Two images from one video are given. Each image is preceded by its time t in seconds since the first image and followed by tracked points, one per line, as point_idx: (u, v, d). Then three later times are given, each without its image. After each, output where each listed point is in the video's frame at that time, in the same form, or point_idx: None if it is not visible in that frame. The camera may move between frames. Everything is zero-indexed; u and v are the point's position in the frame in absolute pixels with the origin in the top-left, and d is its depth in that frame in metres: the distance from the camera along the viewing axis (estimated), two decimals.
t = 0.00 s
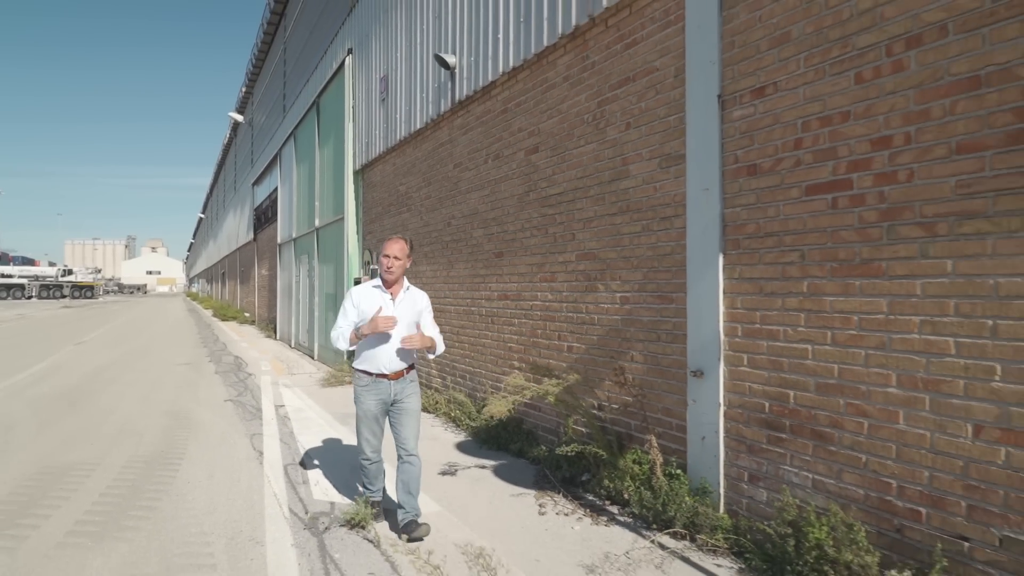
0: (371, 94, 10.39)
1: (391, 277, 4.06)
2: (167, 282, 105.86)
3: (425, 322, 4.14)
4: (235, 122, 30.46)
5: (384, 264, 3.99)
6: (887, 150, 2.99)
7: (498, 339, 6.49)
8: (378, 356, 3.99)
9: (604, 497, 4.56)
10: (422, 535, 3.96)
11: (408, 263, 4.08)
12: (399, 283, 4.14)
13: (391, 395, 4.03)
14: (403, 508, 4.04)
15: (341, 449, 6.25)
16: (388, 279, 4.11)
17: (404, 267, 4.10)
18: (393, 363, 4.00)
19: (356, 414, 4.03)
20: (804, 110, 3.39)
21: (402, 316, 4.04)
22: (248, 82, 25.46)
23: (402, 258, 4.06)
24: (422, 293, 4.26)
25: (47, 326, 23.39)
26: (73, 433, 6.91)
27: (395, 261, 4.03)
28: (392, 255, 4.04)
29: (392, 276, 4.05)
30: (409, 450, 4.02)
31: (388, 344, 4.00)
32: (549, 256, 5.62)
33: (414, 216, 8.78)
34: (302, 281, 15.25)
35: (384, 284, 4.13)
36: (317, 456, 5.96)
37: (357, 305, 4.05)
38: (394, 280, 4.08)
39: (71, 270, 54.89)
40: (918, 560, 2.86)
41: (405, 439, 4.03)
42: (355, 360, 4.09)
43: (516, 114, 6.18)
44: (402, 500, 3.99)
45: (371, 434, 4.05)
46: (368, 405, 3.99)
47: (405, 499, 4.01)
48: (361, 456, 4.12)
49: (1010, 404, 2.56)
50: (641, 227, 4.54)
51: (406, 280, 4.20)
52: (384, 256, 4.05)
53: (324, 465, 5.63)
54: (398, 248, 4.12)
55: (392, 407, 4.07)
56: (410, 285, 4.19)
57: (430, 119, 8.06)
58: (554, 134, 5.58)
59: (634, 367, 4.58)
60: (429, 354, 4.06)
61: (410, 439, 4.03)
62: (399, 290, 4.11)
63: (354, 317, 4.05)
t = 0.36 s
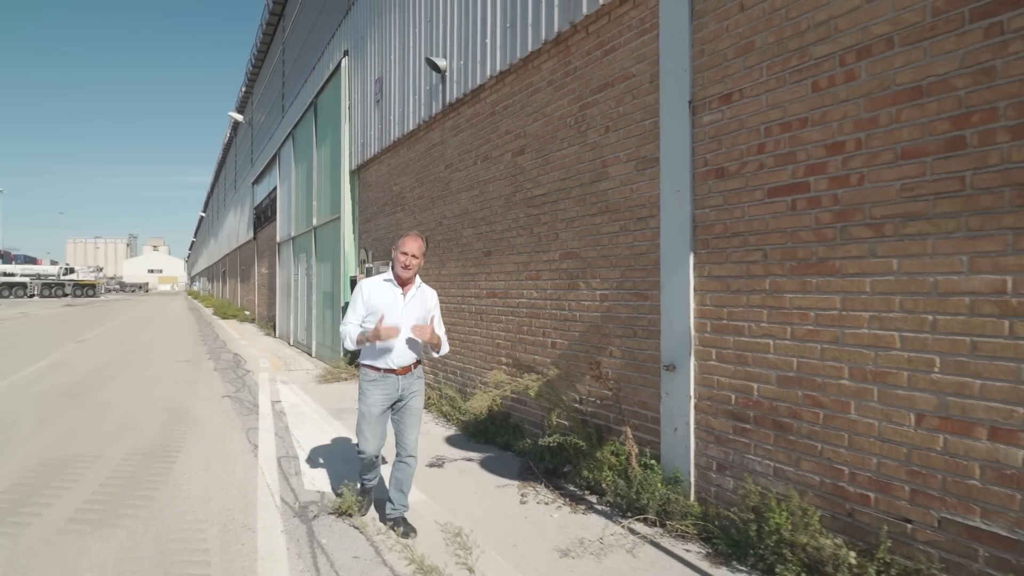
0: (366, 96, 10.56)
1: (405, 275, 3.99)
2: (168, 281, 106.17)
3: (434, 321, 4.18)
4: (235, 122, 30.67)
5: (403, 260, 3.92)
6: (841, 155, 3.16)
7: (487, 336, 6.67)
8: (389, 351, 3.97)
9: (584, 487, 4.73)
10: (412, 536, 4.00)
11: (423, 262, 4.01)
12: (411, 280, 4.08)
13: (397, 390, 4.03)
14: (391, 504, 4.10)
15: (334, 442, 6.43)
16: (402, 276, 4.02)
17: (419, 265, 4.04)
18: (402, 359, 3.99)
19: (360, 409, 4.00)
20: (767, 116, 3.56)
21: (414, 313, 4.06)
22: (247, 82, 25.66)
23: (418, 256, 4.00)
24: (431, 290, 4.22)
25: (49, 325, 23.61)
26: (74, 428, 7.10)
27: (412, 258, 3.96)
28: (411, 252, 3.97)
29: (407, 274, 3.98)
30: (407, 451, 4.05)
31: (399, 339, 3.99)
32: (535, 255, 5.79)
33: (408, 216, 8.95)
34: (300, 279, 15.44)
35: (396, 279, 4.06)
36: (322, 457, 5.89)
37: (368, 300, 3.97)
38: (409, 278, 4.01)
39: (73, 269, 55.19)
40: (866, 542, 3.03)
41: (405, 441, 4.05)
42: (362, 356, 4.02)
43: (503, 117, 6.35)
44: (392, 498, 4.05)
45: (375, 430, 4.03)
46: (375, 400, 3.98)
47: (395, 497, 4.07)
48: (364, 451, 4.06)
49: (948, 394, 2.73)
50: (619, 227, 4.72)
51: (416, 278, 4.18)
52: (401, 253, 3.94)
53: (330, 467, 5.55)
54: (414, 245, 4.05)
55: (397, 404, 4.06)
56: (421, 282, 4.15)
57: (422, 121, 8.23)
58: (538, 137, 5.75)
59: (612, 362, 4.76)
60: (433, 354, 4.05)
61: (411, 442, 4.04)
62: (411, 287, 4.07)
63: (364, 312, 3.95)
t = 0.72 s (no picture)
0: (361, 100, 10.74)
1: (400, 273, 4.04)
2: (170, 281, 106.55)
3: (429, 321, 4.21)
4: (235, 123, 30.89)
5: (396, 258, 3.96)
6: (796, 164, 3.32)
7: (474, 336, 6.86)
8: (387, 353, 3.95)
9: (563, 482, 4.89)
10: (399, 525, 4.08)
11: (417, 258, 4.06)
12: (406, 279, 4.13)
13: (397, 391, 4.03)
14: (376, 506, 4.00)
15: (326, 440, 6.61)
16: (396, 274, 4.07)
17: (413, 263, 4.10)
18: (401, 360, 3.99)
19: (360, 407, 3.97)
20: (730, 126, 3.72)
21: (410, 313, 4.07)
22: (248, 84, 25.86)
23: (411, 252, 4.06)
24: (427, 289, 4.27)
25: (51, 325, 23.85)
26: (73, 426, 7.27)
27: (405, 256, 4.00)
28: (404, 250, 4.02)
29: (402, 271, 4.04)
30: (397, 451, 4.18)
31: (395, 341, 4.00)
32: (519, 258, 5.96)
33: (401, 218, 9.13)
34: (298, 280, 15.63)
35: (391, 279, 4.09)
36: (318, 455, 6.00)
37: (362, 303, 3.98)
38: (403, 276, 4.06)
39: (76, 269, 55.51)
40: (819, 531, 3.20)
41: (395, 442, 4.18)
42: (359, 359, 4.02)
43: (490, 123, 6.52)
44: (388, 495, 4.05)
45: (378, 428, 3.98)
46: (377, 399, 3.97)
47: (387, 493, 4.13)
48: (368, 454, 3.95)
49: (890, 391, 2.90)
50: (596, 231, 4.89)
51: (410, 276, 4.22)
52: (395, 251, 3.99)
53: (325, 462, 5.73)
54: (406, 242, 4.10)
55: (394, 404, 4.09)
56: (416, 281, 4.19)
57: (414, 126, 8.41)
58: (522, 143, 5.93)
59: (591, 362, 4.93)
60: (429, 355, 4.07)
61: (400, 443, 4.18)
62: (406, 287, 4.09)
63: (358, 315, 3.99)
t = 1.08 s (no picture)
0: (355, 104, 10.92)
1: (391, 278, 4.01)
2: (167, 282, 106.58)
3: (425, 322, 4.17)
4: (232, 124, 31.03)
5: (385, 262, 3.94)
6: (757, 173, 3.52)
7: (463, 336, 7.05)
8: (384, 359, 3.91)
9: (545, 477, 5.07)
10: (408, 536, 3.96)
11: (407, 261, 4.04)
12: (398, 282, 4.10)
13: (397, 398, 3.98)
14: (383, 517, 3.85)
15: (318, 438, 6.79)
16: (388, 278, 4.04)
17: (403, 266, 4.06)
18: (400, 366, 3.95)
19: (362, 416, 3.90)
20: (698, 136, 3.91)
21: (405, 317, 4.02)
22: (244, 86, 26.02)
23: (400, 255, 4.04)
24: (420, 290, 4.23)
25: (50, 325, 24.00)
26: (71, 424, 7.43)
27: (394, 260, 3.99)
28: (392, 254, 4.00)
29: (392, 276, 4.01)
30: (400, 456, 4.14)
31: (393, 347, 3.95)
32: (505, 261, 6.15)
33: (393, 221, 9.32)
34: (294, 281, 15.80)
35: (383, 285, 4.06)
36: (309, 452, 6.16)
37: (354, 311, 3.94)
38: (393, 280, 4.03)
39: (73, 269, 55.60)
40: (777, 520, 3.39)
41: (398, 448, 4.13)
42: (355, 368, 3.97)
43: (477, 129, 6.71)
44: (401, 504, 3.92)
45: (382, 437, 3.90)
46: (379, 406, 3.90)
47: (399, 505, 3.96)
48: (374, 464, 3.86)
49: (840, 387, 3.09)
50: (576, 235, 5.08)
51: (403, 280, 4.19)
52: (383, 256, 3.98)
53: (314, 460, 5.88)
54: (395, 246, 4.07)
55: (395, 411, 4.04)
56: (408, 284, 4.16)
57: (405, 131, 8.60)
58: (508, 149, 6.11)
59: (571, 361, 5.12)
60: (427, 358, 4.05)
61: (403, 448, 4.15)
62: (399, 291, 4.06)
63: (351, 324, 3.96)
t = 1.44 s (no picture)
0: (353, 108, 11.12)
1: (389, 274, 4.08)
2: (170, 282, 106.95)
3: (424, 319, 4.22)
4: (234, 126, 31.28)
5: (384, 258, 4.02)
6: (727, 181, 3.71)
7: (457, 336, 7.25)
8: (384, 357, 3.98)
9: (533, 471, 5.26)
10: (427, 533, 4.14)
11: (407, 257, 4.12)
12: (397, 280, 4.16)
13: (397, 397, 4.05)
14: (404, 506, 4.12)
15: (316, 435, 7.00)
16: (386, 275, 4.11)
17: (402, 263, 4.13)
18: (400, 364, 4.02)
19: (361, 417, 4.01)
20: (674, 145, 4.11)
21: (404, 315, 4.07)
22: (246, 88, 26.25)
23: (400, 251, 4.11)
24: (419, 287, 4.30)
25: (53, 325, 24.23)
26: (76, 421, 7.64)
27: (393, 255, 4.07)
28: (391, 250, 4.07)
29: (391, 272, 4.09)
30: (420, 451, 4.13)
31: (391, 345, 4.01)
32: (496, 263, 6.34)
33: (390, 223, 9.53)
34: (294, 282, 16.00)
35: (382, 282, 4.13)
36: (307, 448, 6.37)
37: (354, 309, 4.01)
38: (392, 277, 4.11)
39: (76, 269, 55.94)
40: (745, 509, 3.58)
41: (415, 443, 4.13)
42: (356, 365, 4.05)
43: (470, 134, 6.91)
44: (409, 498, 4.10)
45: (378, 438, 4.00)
46: (375, 407, 3.98)
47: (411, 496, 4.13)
48: (369, 464, 4.00)
49: (801, 382, 3.28)
50: (563, 238, 5.28)
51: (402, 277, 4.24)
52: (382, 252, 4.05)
53: (311, 455, 6.07)
54: (394, 243, 4.14)
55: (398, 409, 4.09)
56: (407, 281, 4.21)
57: (402, 135, 8.81)
58: (499, 154, 6.31)
59: (558, 359, 5.32)
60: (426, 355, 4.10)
61: (421, 443, 4.12)
62: (398, 289, 4.12)
63: (351, 322, 4.03)
